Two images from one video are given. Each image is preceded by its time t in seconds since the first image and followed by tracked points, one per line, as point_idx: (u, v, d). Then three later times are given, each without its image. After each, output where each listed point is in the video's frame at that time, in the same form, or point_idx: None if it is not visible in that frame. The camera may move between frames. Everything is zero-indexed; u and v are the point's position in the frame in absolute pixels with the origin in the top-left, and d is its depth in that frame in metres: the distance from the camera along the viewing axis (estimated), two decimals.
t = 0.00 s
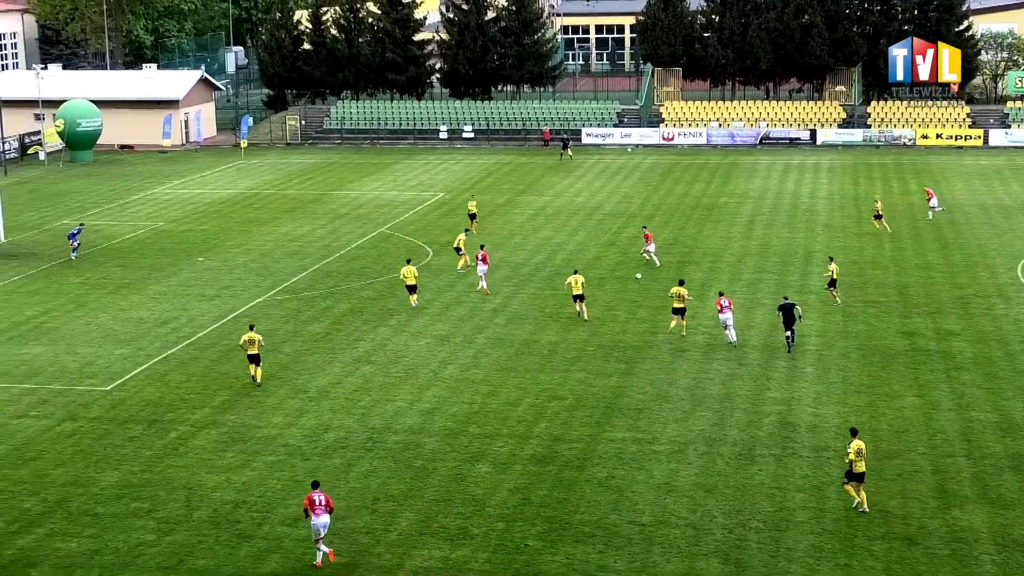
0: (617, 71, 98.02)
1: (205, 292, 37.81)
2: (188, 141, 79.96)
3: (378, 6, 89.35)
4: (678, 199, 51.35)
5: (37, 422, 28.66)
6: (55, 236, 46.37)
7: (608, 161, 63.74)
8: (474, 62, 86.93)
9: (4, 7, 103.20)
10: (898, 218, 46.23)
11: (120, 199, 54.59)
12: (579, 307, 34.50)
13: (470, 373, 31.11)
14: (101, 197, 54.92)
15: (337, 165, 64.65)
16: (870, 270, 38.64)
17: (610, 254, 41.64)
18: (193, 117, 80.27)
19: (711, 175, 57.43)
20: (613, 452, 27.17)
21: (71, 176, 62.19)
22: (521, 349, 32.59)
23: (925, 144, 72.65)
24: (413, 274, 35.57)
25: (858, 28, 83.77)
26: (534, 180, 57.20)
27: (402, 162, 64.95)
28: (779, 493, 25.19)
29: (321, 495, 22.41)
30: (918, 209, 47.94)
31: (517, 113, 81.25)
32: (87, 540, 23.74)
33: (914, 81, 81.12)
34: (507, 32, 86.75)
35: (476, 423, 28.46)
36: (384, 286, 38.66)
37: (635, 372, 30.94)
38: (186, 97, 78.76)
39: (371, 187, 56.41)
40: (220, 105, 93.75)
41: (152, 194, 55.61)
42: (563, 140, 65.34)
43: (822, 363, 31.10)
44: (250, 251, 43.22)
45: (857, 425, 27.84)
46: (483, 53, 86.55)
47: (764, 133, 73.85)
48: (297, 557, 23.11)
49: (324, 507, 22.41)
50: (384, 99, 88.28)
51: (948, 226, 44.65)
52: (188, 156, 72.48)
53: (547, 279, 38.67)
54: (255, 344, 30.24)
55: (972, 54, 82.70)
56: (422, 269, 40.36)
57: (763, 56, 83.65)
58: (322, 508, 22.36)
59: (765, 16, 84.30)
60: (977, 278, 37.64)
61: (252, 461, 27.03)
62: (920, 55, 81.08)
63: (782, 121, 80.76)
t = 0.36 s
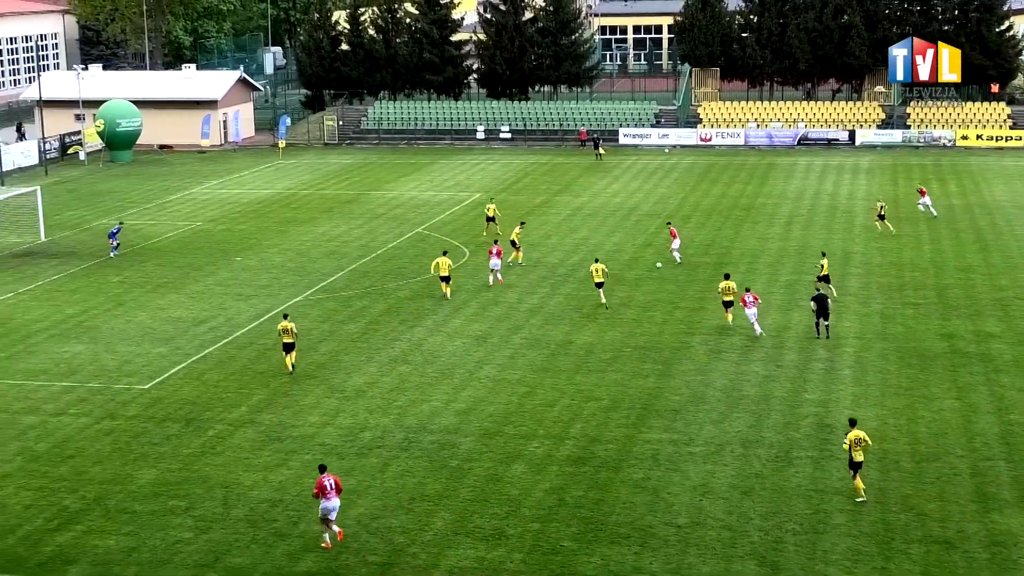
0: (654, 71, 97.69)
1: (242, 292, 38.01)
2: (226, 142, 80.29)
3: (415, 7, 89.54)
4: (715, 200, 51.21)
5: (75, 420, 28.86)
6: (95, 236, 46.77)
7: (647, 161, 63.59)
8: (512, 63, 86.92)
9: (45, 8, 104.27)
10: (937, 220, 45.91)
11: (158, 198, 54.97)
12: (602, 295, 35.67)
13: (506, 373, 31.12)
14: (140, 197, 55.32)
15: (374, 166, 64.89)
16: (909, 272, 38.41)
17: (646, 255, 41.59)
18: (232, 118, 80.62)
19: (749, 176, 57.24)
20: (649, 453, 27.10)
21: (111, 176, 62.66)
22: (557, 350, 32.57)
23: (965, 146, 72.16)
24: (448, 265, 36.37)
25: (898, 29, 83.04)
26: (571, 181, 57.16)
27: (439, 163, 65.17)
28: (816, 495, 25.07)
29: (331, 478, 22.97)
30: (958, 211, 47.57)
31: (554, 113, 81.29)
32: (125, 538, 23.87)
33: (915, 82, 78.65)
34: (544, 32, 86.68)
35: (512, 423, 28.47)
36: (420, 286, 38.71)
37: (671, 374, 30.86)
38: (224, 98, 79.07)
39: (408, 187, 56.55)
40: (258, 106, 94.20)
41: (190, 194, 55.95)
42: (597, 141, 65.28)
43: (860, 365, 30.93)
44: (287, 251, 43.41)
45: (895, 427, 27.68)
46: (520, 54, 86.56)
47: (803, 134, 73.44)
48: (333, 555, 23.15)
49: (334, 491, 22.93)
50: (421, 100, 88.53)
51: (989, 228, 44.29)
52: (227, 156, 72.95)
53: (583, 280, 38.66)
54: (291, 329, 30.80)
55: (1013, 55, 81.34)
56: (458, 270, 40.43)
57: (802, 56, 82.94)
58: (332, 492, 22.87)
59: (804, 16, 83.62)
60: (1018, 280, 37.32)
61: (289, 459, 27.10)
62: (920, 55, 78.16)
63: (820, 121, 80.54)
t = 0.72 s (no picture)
0: (695, 74, 97.29)
1: (282, 292, 38.26)
2: (268, 142, 80.48)
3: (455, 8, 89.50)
4: (755, 201, 51.10)
5: (117, 419, 29.07)
6: (137, 237, 47.29)
7: (687, 163, 63.48)
8: (552, 64, 86.65)
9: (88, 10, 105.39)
10: (980, 222, 45.58)
11: (198, 198, 55.45)
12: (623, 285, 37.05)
13: (545, 374, 31.14)
14: (181, 197, 55.75)
15: (413, 167, 64.94)
16: (951, 275, 38.20)
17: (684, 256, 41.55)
18: (273, 118, 80.81)
19: (789, 178, 57.13)
20: (688, 455, 27.02)
21: (153, 176, 63.25)
22: (596, 351, 32.58)
23: (1008, 148, 71.48)
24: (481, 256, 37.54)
25: (941, 29, 81.95)
26: (610, 182, 57.17)
27: (475, 164, 65.37)
28: (856, 499, 24.93)
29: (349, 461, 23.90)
30: (1001, 213, 47.22)
31: (593, 114, 81.15)
32: (166, 536, 23.98)
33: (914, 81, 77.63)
34: (585, 33, 86.59)
35: (551, 424, 28.48)
36: (459, 287, 38.80)
37: (710, 376, 30.79)
38: (266, 98, 79.38)
39: (448, 188, 56.68)
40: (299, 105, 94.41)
41: (231, 194, 56.35)
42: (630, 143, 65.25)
43: (901, 368, 30.79)
44: (327, 251, 43.66)
45: (937, 431, 27.52)
46: (561, 55, 86.30)
47: (844, 135, 73.19)
48: (372, 555, 23.17)
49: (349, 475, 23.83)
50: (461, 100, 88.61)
51: None
52: (266, 157, 73.30)
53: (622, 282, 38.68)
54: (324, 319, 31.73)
55: None
56: (496, 272, 40.52)
57: (843, 57, 82.38)
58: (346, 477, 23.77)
59: (846, 17, 83.10)
60: None
61: (329, 459, 27.17)
62: (920, 55, 77.06)
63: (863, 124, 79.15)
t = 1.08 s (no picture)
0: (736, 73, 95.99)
1: (324, 293, 38.66)
2: (308, 143, 81.00)
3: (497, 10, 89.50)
4: (796, 203, 51.02)
5: (158, 418, 29.28)
6: (178, 237, 47.96)
7: (728, 165, 63.30)
8: (592, 66, 86.47)
9: (133, 12, 106.21)
10: None
11: (241, 199, 55.95)
12: (640, 278, 38.61)
13: (585, 377, 31.16)
14: (223, 198, 56.32)
15: (455, 168, 64.97)
16: (995, 279, 37.97)
17: (724, 259, 41.56)
18: (313, 120, 81.35)
19: (832, 180, 57.00)
20: (728, 458, 26.85)
21: (196, 177, 63.75)
22: (635, 353, 32.60)
23: None
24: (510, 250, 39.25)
25: (985, 32, 81.29)
26: (651, 184, 57.24)
27: (516, 165, 65.45)
28: (897, 504, 24.66)
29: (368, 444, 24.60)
30: None
31: (634, 117, 81.02)
32: (206, 535, 23.99)
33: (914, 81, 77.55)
34: (626, 35, 86.47)
35: (590, 427, 28.42)
36: (499, 288, 38.94)
37: (751, 379, 30.70)
38: (307, 100, 79.78)
39: (491, 190, 56.76)
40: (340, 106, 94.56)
41: (274, 195, 56.82)
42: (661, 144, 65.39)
43: (944, 372, 30.63)
44: (367, 252, 43.95)
45: (980, 436, 27.29)
46: (601, 57, 86.06)
47: (886, 138, 72.95)
48: (411, 557, 23.07)
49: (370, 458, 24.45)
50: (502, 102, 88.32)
51: None
52: (309, 158, 73.66)
53: (662, 284, 38.72)
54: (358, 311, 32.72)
55: None
56: (536, 274, 40.66)
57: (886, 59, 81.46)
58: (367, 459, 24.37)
59: (889, 20, 82.34)
60: None
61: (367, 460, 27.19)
62: (920, 56, 77.14)
63: (908, 126, 78.09)
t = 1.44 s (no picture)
0: (772, 78, 96.52)
1: (358, 295, 38.87)
2: (343, 146, 81.22)
3: (531, 14, 89.67)
4: (831, 207, 50.91)
5: (192, 419, 29.40)
6: (212, 239, 48.31)
7: (762, 170, 63.04)
8: (626, 69, 86.26)
9: (169, 15, 107.07)
10: None
11: (275, 201, 56.28)
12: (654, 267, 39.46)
13: (618, 381, 31.13)
14: (258, 200, 56.72)
15: (489, 172, 64.92)
16: None
17: (757, 263, 41.56)
18: (348, 122, 81.43)
19: (867, 184, 56.81)
20: (761, 463, 26.61)
21: (230, 179, 63.97)
22: (669, 357, 32.59)
23: None
24: (532, 243, 40.37)
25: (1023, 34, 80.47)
26: (685, 188, 57.21)
27: (549, 169, 65.43)
28: (932, 510, 24.27)
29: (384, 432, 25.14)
30: None
31: (669, 120, 80.96)
32: (238, 535, 23.83)
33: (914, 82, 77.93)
34: (660, 38, 86.31)
35: (624, 431, 28.32)
36: (532, 291, 39.03)
37: (784, 384, 30.59)
38: (343, 102, 80.08)
39: (526, 194, 56.70)
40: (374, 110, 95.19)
41: (310, 197, 57.11)
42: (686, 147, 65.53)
43: (980, 378, 30.45)
44: (401, 255, 44.15)
45: (1016, 442, 27.06)
46: (636, 60, 85.93)
47: (922, 142, 72.44)
48: (443, 559, 22.78)
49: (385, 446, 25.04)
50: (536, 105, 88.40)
51: None
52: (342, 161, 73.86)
53: (695, 288, 38.74)
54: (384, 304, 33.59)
55: None
56: (568, 277, 40.73)
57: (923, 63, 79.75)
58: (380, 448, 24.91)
59: (925, 23, 80.95)
60: None
61: (399, 462, 27.12)
62: (919, 56, 77.72)
63: (943, 130, 77.86)
